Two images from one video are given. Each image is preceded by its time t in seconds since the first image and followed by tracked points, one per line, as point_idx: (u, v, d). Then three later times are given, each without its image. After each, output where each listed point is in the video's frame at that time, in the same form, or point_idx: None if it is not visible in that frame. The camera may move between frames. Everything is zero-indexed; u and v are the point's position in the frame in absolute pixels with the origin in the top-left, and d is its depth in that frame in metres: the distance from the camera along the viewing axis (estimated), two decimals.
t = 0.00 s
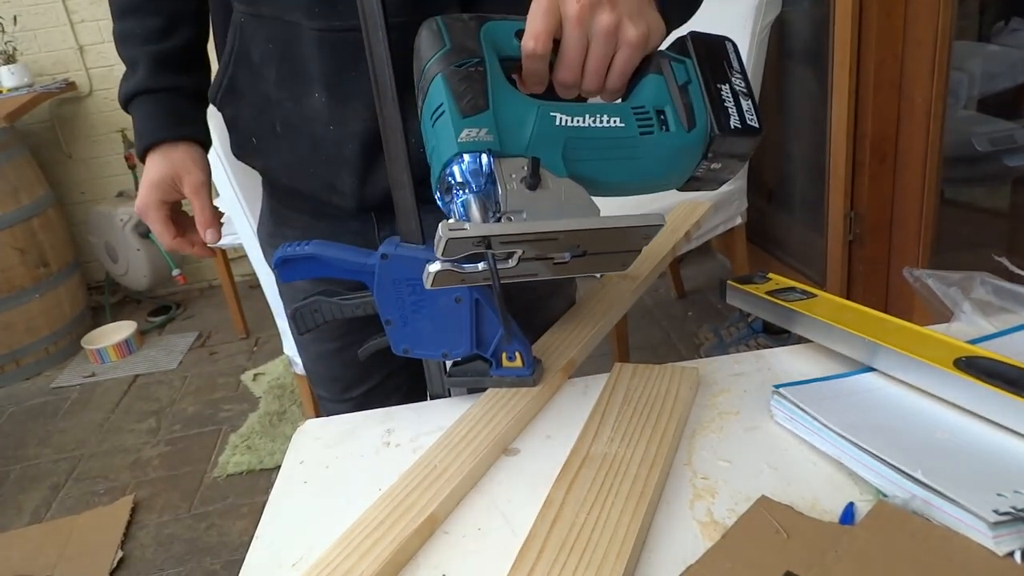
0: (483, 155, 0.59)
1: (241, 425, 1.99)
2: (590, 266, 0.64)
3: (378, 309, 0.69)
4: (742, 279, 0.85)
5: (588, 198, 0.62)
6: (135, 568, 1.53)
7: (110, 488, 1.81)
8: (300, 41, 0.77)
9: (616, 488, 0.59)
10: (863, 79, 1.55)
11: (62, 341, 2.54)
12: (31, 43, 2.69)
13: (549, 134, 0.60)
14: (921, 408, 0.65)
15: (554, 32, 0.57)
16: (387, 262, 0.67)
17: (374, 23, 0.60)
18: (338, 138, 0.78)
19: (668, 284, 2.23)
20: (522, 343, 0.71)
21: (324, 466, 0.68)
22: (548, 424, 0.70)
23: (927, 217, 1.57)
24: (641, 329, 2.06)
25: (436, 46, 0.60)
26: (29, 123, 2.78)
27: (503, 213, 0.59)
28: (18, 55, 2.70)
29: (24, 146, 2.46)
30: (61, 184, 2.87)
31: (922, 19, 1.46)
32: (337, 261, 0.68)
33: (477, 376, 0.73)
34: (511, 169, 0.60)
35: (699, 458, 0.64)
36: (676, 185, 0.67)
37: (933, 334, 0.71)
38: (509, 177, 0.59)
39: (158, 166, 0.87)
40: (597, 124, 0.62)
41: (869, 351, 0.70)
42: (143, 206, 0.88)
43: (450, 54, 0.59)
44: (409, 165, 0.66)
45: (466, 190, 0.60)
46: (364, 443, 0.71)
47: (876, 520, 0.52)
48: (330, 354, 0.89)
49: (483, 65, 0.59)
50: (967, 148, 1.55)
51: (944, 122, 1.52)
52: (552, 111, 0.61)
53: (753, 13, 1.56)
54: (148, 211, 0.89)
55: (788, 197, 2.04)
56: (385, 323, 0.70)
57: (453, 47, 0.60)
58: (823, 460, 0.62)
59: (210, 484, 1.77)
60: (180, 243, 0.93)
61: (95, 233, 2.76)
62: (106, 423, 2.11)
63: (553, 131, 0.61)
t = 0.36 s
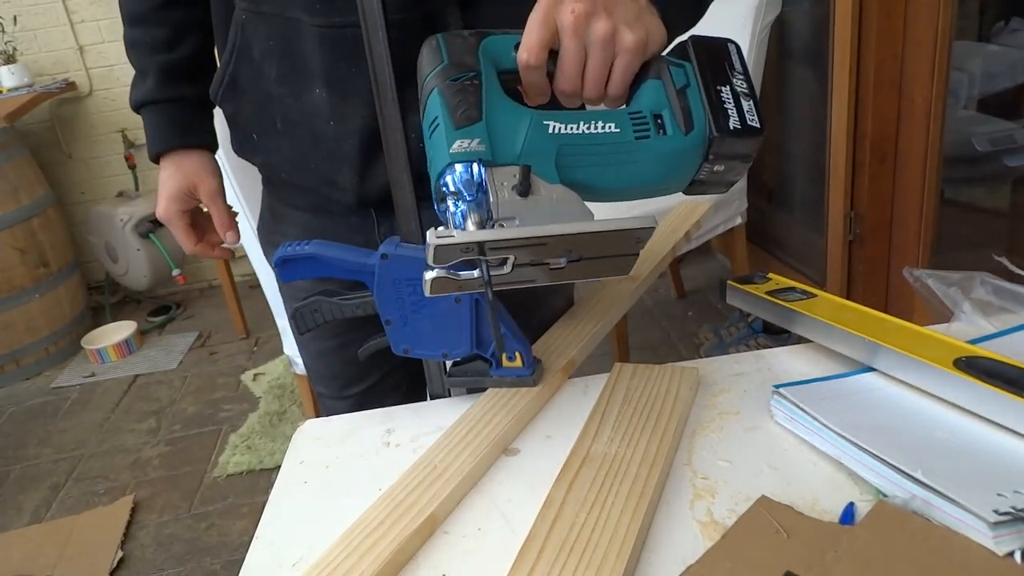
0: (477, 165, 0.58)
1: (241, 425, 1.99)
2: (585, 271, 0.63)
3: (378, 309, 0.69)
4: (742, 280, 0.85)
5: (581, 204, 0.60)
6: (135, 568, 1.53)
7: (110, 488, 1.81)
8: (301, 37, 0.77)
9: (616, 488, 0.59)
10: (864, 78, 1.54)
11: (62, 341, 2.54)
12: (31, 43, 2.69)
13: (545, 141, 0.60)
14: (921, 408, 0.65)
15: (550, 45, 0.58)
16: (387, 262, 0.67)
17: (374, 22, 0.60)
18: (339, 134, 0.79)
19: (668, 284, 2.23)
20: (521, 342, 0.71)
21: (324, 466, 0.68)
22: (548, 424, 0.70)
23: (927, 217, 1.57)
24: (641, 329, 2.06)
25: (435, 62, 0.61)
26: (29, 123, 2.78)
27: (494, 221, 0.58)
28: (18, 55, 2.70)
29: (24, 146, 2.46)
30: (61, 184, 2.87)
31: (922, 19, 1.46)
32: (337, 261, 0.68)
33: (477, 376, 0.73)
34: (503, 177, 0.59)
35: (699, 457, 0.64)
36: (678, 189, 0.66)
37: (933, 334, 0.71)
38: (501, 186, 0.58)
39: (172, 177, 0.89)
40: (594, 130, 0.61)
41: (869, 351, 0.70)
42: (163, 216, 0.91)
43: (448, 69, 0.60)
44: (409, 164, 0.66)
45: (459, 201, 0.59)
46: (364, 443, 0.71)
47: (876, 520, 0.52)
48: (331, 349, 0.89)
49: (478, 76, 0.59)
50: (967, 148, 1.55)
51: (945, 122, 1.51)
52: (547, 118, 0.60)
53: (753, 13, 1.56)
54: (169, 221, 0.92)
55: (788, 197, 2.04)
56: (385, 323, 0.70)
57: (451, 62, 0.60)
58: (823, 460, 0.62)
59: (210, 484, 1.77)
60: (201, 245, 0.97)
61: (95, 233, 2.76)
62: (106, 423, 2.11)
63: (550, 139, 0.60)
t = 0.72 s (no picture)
0: (501, 184, 0.59)
1: (241, 425, 1.99)
2: (617, 279, 0.61)
3: (378, 309, 0.69)
4: (742, 280, 0.85)
5: (611, 212, 0.60)
6: (135, 567, 1.53)
7: (110, 488, 1.81)
8: (301, 31, 0.76)
9: (616, 488, 0.59)
10: (864, 78, 1.54)
11: (62, 341, 2.54)
12: (31, 43, 2.69)
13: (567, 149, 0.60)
14: (921, 408, 0.65)
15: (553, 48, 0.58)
16: (387, 262, 0.67)
17: (374, 22, 0.60)
18: (340, 130, 0.79)
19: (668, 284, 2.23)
20: (521, 343, 0.71)
21: (324, 466, 0.69)
22: (548, 424, 0.70)
23: (927, 218, 1.57)
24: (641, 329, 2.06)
25: (455, 77, 0.62)
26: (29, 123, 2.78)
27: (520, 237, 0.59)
28: (18, 55, 2.70)
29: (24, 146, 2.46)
30: (61, 184, 2.87)
31: (922, 19, 1.46)
32: (337, 261, 0.68)
33: (477, 376, 0.74)
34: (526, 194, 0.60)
35: (699, 457, 0.64)
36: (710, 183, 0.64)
37: (933, 334, 0.71)
38: (524, 201, 0.60)
39: (169, 158, 0.88)
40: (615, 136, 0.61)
41: (869, 351, 0.70)
42: (155, 198, 0.89)
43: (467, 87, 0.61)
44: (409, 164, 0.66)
45: (483, 219, 0.60)
46: (364, 443, 0.71)
47: (876, 520, 0.52)
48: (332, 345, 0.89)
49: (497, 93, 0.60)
50: (968, 148, 1.55)
51: (945, 122, 1.51)
52: (567, 127, 0.60)
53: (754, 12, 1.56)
54: (160, 203, 0.89)
55: (788, 197, 2.04)
56: (385, 323, 0.70)
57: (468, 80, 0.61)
58: (823, 460, 0.62)
59: (210, 484, 1.77)
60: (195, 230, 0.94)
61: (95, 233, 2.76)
62: (106, 423, 2.11)
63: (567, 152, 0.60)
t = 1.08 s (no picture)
0: None
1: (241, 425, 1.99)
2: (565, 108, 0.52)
3: (378, 309, 0.69)
4: (742, 280, 0.85)
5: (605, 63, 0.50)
6: (135, 567, 1.54)
7: (110, 488, 1.81)
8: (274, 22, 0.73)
9: (616, 487, 0.59)
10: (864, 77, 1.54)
11: (63, 341, 2.54)
12: (31, 43, 2.69)
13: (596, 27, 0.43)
14: (922, 409, 0.65)
15: None
16: (387, 262, 0.67)
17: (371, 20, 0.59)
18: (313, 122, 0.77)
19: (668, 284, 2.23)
20: (521, 343, 0.71)
21: (324, 466, 0.69)
22: (548, 424, 0.70)
23: (927, 218, 1.57)
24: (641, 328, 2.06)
25: None
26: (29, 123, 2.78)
27: None
28: (18, 55, 2.70)
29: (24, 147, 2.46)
30: (61, 184, 2.87)
31: (923, 19, 1.46)
32: (338, 261, 0.68)
33: (477, 376, 0.74)
34: None
35: (699, 457, 0.64)
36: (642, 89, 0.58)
37: (933, 334, 0.71)
38: None
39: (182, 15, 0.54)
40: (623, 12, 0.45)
41: (869, 350, 0.70)
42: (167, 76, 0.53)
43: None
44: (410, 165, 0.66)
45: None
46: (364, 443, 0.71)
47: (876, 520, 0.52)
48: (270, 341, 0.89)
49: None
50: (967, 148, 1.55)
51: (945, 121, 1.51)
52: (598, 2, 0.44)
53: (754, 11, 1.56)
54: (178, 81, 0.53)
55: (788, 197, 2.04)
56: (385, 322, 0.70)
57: None
58: (824, 461, 0.62)
59: (210, 484, 1.77)
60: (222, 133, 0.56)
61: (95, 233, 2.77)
62: (106, 423, 2.11)
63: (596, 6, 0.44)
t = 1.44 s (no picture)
0: None
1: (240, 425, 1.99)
2: None
3: (378, 309, 0.69)
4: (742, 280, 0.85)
5: None
6: (135, 567, 1.53)
7: (110, 488, 1.81)
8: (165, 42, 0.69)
9: (616, 487, 0.59)
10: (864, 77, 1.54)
11: (63, 341, 2.54)
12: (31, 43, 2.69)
13: None
14: (922, 408, 0.65)
15: None
16: (387, 262, 0.67)
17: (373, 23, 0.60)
18: (228, 142, 0.72)
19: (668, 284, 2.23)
20: (521, 343, 0.72)
21: (324, 466, 0.69)
22: (548, 424, 0.70)
23: (927, 218, 1.57)
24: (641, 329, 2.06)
25: None
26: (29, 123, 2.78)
27: None
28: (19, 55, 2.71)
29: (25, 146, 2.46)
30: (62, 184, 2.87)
31: (923, 18, 1.46)
32: (337, 261, 0.68)
33: (476, 376, 0.73)
34: None
35: (699, 457, 0.64)
36: None
37: (933, 334, 0.71)
38: None
39: None
40: None
41: (869, 350, 0.70)
42: None
43: None
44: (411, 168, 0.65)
45: None
46: (363, 443, 0.71)
47: (875, 521, 0.52)
48: (178, 405, 0.84)
49: None
50: (967, 148, 1.55)
51: (945, 121, 1.51)
52: None
53: (753, 11, 1.56)
54: None
55: (788, 197, 2.04)
56: (385, 323, 0.69)
57: None
58: (824, 461, 0.62)
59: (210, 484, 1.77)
60: None
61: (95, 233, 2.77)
62: (106, 423, 2.11)
63: None
